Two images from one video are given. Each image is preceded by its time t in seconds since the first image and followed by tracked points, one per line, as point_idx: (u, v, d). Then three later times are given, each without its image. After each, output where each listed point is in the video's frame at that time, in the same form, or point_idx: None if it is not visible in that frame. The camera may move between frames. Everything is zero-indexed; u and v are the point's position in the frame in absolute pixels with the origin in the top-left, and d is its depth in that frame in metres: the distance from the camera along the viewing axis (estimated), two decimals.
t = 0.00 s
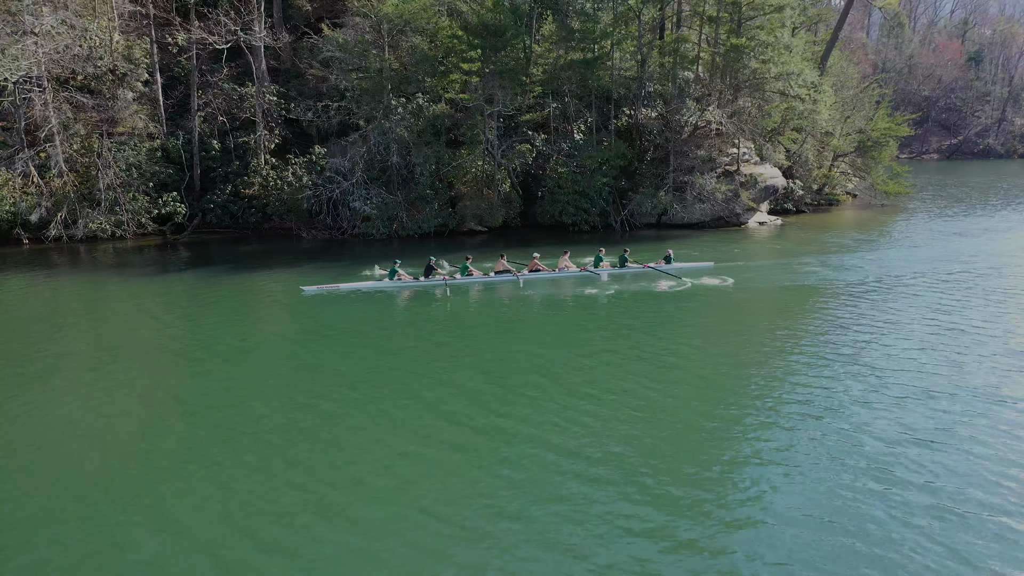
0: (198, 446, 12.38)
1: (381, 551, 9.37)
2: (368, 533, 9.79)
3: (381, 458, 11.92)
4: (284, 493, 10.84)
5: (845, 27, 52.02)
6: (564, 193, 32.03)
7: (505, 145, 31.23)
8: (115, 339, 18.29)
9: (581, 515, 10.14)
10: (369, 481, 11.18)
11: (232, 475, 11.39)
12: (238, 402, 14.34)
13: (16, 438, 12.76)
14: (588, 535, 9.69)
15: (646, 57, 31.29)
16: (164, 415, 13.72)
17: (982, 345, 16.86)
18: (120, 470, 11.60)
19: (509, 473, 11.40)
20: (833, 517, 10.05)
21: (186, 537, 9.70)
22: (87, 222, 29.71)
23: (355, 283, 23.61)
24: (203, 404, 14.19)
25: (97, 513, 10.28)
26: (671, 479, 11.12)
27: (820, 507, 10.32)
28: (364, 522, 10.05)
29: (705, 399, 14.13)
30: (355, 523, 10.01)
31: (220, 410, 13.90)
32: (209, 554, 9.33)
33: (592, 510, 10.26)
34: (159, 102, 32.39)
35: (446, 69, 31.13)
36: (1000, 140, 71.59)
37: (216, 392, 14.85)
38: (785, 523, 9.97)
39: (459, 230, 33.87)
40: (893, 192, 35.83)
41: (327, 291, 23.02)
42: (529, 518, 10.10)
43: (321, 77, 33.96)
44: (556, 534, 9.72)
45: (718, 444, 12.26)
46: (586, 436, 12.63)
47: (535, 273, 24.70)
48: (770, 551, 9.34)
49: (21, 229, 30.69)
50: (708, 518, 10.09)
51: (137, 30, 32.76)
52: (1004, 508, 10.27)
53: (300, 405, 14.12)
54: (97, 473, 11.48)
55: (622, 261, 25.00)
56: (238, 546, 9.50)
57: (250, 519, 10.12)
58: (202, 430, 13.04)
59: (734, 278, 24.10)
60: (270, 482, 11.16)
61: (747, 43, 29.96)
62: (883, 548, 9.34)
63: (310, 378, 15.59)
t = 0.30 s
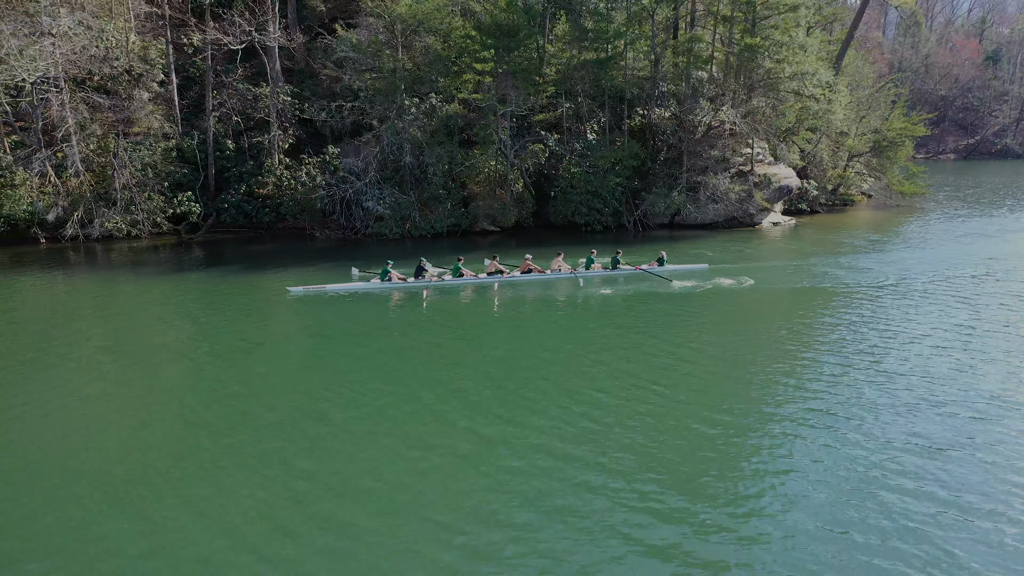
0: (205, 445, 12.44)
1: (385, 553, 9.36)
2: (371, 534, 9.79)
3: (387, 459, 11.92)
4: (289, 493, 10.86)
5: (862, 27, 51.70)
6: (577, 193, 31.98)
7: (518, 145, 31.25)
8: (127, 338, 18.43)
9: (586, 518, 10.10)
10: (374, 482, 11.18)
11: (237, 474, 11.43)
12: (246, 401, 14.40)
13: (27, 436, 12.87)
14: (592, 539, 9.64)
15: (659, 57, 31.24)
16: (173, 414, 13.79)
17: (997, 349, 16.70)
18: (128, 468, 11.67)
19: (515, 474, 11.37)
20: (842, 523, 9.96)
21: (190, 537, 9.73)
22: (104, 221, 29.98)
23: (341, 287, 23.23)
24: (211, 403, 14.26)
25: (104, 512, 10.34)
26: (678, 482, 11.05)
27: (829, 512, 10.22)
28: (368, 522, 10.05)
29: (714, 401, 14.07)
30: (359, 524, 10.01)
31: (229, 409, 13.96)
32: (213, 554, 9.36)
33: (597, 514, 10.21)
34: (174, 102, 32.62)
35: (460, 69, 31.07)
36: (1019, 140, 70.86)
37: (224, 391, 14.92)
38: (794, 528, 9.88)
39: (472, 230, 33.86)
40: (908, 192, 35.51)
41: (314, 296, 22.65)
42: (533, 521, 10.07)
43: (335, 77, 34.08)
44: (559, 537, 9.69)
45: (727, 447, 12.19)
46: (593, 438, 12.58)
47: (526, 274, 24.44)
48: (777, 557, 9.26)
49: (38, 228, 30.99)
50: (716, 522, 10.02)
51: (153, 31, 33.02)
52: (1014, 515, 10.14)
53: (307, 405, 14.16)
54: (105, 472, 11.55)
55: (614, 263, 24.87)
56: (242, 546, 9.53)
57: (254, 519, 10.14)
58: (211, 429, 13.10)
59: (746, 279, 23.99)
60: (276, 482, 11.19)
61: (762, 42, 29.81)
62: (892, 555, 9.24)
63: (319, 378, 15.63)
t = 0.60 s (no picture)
0: (214, 445, 12.49)
1: (390, 555, 9.36)
2: (376, 535, 9.79)
3: (394, 460, 11.92)
4: (296, 493, 10.88)
5: (878, 26, 51.40)
6: (590, 194, 31.94)
7: (531, 146, 31.27)
8: (139, 336, 18.54)
9: (591, 521, 10.06)
10: (381, 483, 11.18)
11: (245, 474, 11.47)
12: (256, 400, 14.45)
13: (40, 433, 12.96)
14: (598, 542, 9.60)
15: (673, 57, 31.21)
16: (183, 412, 13.85)
17: (1012, 352, 16.56)
18: (137, 467, 11.72)
19: (521, 476, 11.35)
20: (852, 528, 9.86)
21: (197, 537, 9.76)
22: (119, 221, 30.21)
23: (326, 287, 23.14)
24: (221, 402, 14.32)
25: (113, 511, 10.39)
26: (686, 486, 11.00)
27: (838, 518, 10.12)
28: (373, 524, 10.05)
29: (725, 403, 14.01)
30: (365, 526, 10.01)
31: (240, 408, 14.03)
32: (219, 554, 9.39)
33: (603, 517, 10.17)
34: (189, 102, 32.82)
35: (473, 69, 31.13)
36: None
37: (234, 390, 14.98)
38: (803, 533, 9.79)
39: (485, 230, 33.87)
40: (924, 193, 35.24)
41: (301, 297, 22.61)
42: (539, 523, 10.04)
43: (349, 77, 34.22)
44: (564, 539, 9.66)
45: (738, 449, 12.12)
46: (601, 440, 12.55)
47: (518, 275, 24.37)
48: (783, 562, 9.17)
49: (54, 227, 31.26)
50: (723, 526, 9.95)
51: (168, 31, 33.25)
52: None
53: (316, 405, 14.20)
54: (115, 471, 11.61)
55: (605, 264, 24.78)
56: (248, 546, 9.55)
57: (261, 520, 10.16)
58: (220, 428, 13.15)
59: (758, 280, 23.90)
60: (284, 482, 11.22)
61: (776, 42, 29.70)
62: (901, 561, 9.16)
63: (328, 378, 15.67)
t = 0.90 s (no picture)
0: (229, 445, 12.45)
1: (404, 557, 9.26)
2: (390, 537, 9.69)
3: (409, 461, 11.85)
4: (311, 494, 10.82)
5: (895, 25, 51.08)
6: (604, 193, 31.81)
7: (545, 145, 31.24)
8: (156, 336, 18.64)
9: (609, 524, 9.93)
10: (396, 485, 11.09)
11: (259, 474, 11.41)
12: (271, 401, 14.41)
13: (58, 432, 12.99)
14: (615, 544, 9.47)
15: (688, 57, 31.19)
16: (198, 413, 13.82)
17: None
18: (152, 468, 11.68)
19: (538, 478, 11.23)
20: (873, 533, 9.69)
21: (211, 538, 9.69)
22: (135, 220, 30.36)
23: (315, 287, 23.18)
24: (236, 403, 14.29)
25: (127, 511, 10.35)
26: (705, 489, 10.83)
27: (861, 523, 9.93)
28: (386, 527, 9.93)
29: (745, 405, 13.86)
30: (379, 528, 9.91)
31: (256, 407, 14.07)
32: (232, 555, 9.32)
33: (619, 519, 10.03)
34: (205, 103, 33.00)
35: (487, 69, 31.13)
36: None
37: (249, 390, 14.95)
38: (826, 538, 9.62)
39: (499, 230, 33.84)
40: (941, 193, 34.91)
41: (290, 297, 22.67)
42: (553, 526, 9.92)
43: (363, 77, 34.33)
44: (579, 539, 9.60)
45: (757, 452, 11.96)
46: (618, 442, 12.42)
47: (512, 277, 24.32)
48: (804, 566, 9.04)
49: (71, 226, 31.56)
50: (740, 529, 9.79)
51: (184, 32, 33.46)
52: None
53: (331, 405, 14.14)
54: (130, 471, 11.58)
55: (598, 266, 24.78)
56: (261, 547, 9.48)
57: (275, 521, 10.07)
58: (235, 429, 13.10)
59: (775, 280, 23.76)
60: (300, 483, 11.15)
61: (791, 41, 29.55)
62: (920, 565, 9.04)
63: (343, 378, 15.62)
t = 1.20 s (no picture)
0: (236, 446, 12.43)
1: (404, 560, 9.18)
2: (392, 540, 9.61)
3: (414, 463, 11.79)
4: (315, 495, 10.77)
5: (912, 25, 50.77)
6: (618, 194, 31.76)
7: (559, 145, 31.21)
8: (172, 334, 18.79)
9: (612, 529, 9.81)
10: (399, 487, 11.02)
11: (267, 475, 11.39)
12: (278, 401, 14.39)
13: (73, 429, 13.11)
14: (618, 550, 9.35)
15: (703, 56, 31.08)
16: (206, 413, 13.83)
17: None
18: (159, 467, 11.69)
19: (543, 482, 11.12)
20: (882, 540, 9.53)
21: (213, 539, 9.66)
22: (152, 220, 30.55)
23: (304, 287, 23.20)
24: (244, 403, 14.29)
25: (130, 511, 10.35)
26: (712, 493, 10.71)
27: (870, 530, 9.78)
28: (397, 526, 9.97)
29: (756, 408, 13.72)
30: (381, 531, 9.84)
31: (270, 405, 14.16)
32: (233, 556, 9.28)
33: (624, 524, 9.92)
34: (220, 103, 33.23)
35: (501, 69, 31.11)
36: None
37: (258, 390, 14.95)
38: (834, 545, 9.47)
39: (512, 230, 33.84)
40: (959, 194, 34.57)
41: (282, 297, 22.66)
42: (556, 530, 9.81)
43: (378, 77, 34.45)
44: (588, 539, 9.60)
45: (768, 457, 11.81)
46: (625, 445, 12.30)
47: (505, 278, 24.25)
48: (811, 568, 9.00)
49: (89, 225, 31.91)
50: (747, 535, 9.66)
51: (200, 33, 33.68)
52: None
53: (339, 406, 14.11)
54: (136, 470, 11.60)
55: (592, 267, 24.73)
56: (262, 549, 9.43)
57: (277, 523, 10.03)
58: (241, 429, 13.09)
59: (788, 282, 23.57)
60: (304, 484, 11.11)
61: (807, 40, 29.38)
62: (930, 568, 8.97)
63: (351, 379, 15.58)
